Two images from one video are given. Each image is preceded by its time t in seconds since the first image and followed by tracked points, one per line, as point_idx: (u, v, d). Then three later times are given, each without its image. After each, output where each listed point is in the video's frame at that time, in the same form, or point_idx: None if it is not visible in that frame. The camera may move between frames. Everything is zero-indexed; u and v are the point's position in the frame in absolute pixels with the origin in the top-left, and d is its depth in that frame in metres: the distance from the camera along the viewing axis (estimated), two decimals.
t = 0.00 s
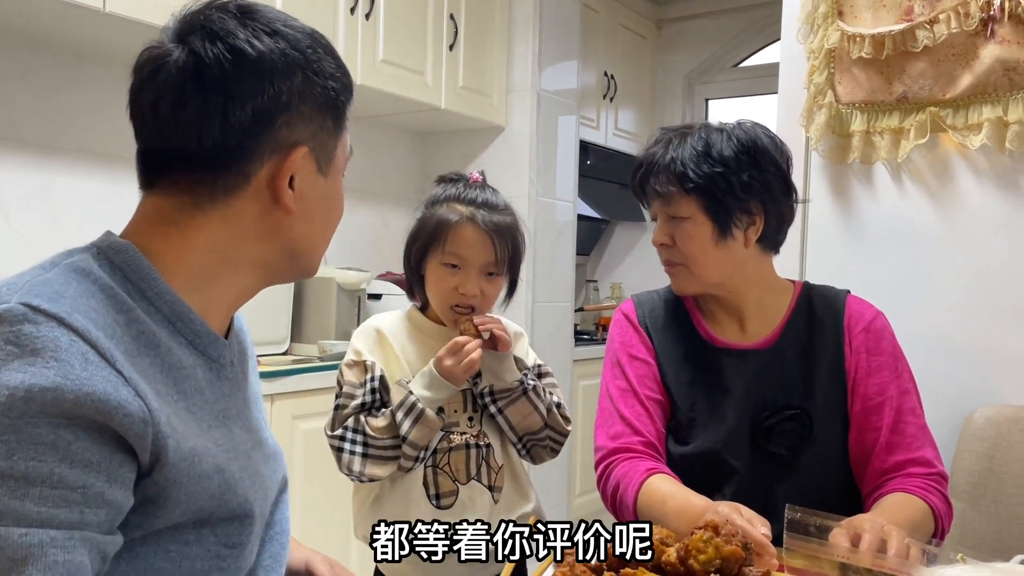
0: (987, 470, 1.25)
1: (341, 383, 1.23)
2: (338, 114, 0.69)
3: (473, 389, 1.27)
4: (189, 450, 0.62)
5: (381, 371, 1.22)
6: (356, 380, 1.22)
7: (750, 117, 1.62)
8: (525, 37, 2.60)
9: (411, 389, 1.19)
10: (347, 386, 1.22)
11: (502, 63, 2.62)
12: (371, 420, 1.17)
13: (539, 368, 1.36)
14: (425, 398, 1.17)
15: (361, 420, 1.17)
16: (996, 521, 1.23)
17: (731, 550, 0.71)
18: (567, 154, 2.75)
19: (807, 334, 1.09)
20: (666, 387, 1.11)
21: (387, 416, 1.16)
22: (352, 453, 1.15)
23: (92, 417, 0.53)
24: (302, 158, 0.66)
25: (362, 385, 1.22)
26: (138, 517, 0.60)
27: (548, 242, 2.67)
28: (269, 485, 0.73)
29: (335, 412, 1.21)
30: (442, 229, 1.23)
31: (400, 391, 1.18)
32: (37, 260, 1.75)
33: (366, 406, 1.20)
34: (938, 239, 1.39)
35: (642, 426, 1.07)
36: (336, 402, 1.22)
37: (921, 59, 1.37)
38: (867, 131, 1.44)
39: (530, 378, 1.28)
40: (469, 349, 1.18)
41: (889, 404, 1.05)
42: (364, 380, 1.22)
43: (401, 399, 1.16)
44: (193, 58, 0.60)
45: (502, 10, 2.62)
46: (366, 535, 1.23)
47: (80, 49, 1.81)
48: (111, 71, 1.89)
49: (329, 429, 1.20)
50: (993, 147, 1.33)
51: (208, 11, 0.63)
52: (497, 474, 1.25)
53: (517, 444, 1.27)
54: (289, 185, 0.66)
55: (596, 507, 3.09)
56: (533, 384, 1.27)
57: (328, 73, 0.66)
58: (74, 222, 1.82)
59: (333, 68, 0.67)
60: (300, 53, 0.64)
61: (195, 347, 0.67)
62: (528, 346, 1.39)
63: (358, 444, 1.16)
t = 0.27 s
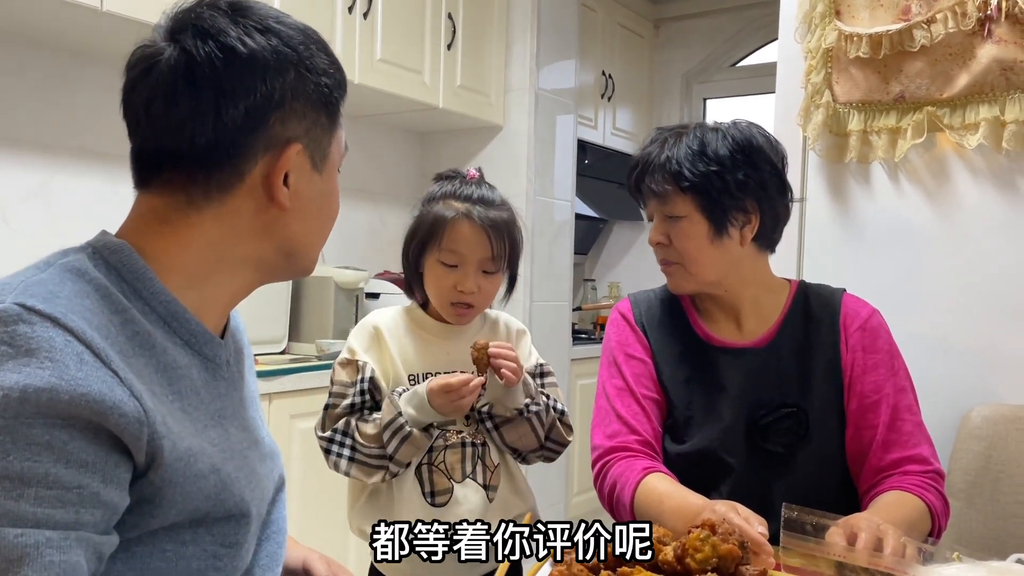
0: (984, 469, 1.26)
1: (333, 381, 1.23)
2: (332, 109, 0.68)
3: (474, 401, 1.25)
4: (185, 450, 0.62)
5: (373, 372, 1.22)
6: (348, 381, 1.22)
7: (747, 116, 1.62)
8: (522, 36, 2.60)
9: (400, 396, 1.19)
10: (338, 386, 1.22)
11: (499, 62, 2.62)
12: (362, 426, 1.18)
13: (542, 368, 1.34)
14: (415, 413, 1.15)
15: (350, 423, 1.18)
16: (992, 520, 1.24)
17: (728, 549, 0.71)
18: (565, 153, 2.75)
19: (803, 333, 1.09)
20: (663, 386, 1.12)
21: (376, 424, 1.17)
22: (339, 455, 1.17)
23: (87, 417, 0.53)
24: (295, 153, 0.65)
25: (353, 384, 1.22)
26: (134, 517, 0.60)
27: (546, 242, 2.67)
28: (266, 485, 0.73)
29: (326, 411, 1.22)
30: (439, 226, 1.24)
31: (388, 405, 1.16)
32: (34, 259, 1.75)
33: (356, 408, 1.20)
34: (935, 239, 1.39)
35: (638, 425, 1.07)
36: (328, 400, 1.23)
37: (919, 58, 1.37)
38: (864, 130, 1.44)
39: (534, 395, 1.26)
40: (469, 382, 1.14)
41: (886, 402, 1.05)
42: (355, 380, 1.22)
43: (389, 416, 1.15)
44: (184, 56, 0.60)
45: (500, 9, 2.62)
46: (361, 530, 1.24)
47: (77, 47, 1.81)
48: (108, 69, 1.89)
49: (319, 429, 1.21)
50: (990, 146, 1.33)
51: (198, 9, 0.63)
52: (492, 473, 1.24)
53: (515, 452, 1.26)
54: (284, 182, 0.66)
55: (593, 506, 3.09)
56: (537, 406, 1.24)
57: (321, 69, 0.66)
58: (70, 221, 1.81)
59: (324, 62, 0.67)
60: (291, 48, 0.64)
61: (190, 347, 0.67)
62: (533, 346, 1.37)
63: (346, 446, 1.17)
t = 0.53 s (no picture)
0: (982, 467, 1.26)
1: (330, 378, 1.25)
2: (332, 108, 0.68)
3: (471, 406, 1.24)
4: (184, 449, 0.62)
5: (367, 370, 1.23)
6: (345, 377, 1.23)
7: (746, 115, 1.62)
8: (521, 35, 2.60)
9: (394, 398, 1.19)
10: (335, 382, 1.23)
11: (498, 60, 2.62)
12: (357, 426, 1.18)
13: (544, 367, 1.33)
14: (405, 420, 1.15)
15: (345, 422, 1.19)
16: (990, 519, 1.24)
17: (727, 548, 0.71)
18: (563, 152, 2.75)
19: (801, 331, 1.10)
20: (661, 384, 1.11)
21: (370, 425, 1.17)
22: (333, 452, 1.18)
23: (86, 415, 0.53)
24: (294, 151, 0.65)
25: (349, 382, 1.23)
26: (133, 516, 0.60)
27: (545, 240, 2.67)
28: (265, 484, 0.73)
29: (322, 408, 1.23)
30: (434, 223, 1.23)
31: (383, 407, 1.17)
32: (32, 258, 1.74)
33: (351, 406, 1.21)
34: (933, 238, 1.40)
35: (636, 424, 1.07)
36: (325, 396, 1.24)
37: (917, 58, 1.37)
38: (863, 129, 1.44)
39: (533, 405, 1.24)
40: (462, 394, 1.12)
41: (883, 400, 1.05)
42: (352, 377, 1.23)
43: (382, 417, 1.16)
44: (185, 55, 0.60)
45: (499, 8, 2.62)
46: (357, 526, 1.25)
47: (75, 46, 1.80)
48: (106, 68, 1.88)
49: (315, 426, 1.23)
50: (989, 146, 1.34)
51: (199, 7, 0.63)
52: (488, 472, 1.24)
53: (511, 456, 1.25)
54: (283, 181, 0.66)
55: (591, 505, 3.09)
56: (535, 418, 1.24)
57: (321, 68, 0.66)
58: (68, 220, 1.81)
59: (325, 61, 0.67)
60: (291, 47, 0.63)
61: (189, 346, 0.66)
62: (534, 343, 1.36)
63: (340, 444, 1.18)
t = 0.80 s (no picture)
0: (980, 467, 1.26)
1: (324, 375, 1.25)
2: (332, 109, 0.68)
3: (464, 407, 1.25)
4: (181, 449, 0.62)
5: (361, 368, 1.23)
6: (339, 376, 1.23)
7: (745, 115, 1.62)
8: (520, 34, 2.60)
9: (388, 399, 1.20)
10: (328, 380, 1.23)
11: (497, 60, 2.62)
12: (351, 425, 1.19)
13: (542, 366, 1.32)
14: (398, 421, 1.15)
15: (338, 420, 1.20)
16: (988, 518, 1.24)
17: (725, 546, 0.71)
18: (562, 152, 2.75)
19: (799, 331, 1.10)
20: (660, 384, 1.12)
21: (363, 424, 1.18)
22: (326, 449, 1.19)
23: (84, 416, 0.53)
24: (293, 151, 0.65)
25: (343, 380, 1.23)
26: (131, 515, 0.60)
27: (543, 240, 2.66)
28: (262, 484, 0.73)
29: (316, 405, 1.24)
30: (429, 222, 1.24)
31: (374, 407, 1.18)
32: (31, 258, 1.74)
33: (345, 404, 1.22)
34: (932, 236, 1.40)
35: (634, 423, 1.07)
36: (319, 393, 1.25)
37: (916, 58, 1.37)
38: (861, 129, 1.44)
39: (527, 408, 1.23)
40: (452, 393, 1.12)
41: (881, 399, 1.05)
42: (345, 375, 1.23)
43: (374, 417, 1.17)
44: (185, 54, 0.60)
45: (498, 8, 2.62)
46: (348, 522, 1.25)
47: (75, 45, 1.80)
48: (106, 67, 1.88)
49: (308, 423, 1.23)
50: (987, 146, 1.34)
51: (199, 7, 0.63)
52: (481, 472, 1.25)
53: (504, 456, 1.25)
54: (282, 181, 0.66)
55: (590, 504, 3.09)
56: (528, 420, 1.23)
57: (322, 69, 0.66)
58: (67, 219, 1.81)
59: (325, 61, 0.67)
60: (291, 47, 0.63)
61: (187, 346, 0.66)
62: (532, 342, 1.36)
63: (333, 442, 1.18)
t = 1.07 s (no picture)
0: (980, 466, 1.26)
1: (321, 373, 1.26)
2: (335, 109, 0.68)
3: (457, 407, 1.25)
4: (180, 449, 0.61)
5: (356, 367, 1.23)
6: (334, 374, 1.24)
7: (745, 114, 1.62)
8: (520, 33, 2.59)
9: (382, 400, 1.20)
10: (324, 377, 1.24)
11: (496, 59, 2.62)
12: (344, 424, 1.20)
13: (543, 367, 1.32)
14: (389, 424, 1.16)
15: (332, 419, 1.21)
16: (988, 518, 1.24)
17: (726, 546, 0.71)
18: (562, 151, 2.75)
19: (800, 330, 1.10)
20: (660, 383, 1.11)
21: (356, 425, 1.18)
22: (320, 448, 1.20)
23: (83, 415, 0.53)
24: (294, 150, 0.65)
25: (338, 377, 1.24)
26: (130, 515, 0.60)
27: (543, 239, 2.66)
28: (261, 484, 0.73)
29: (311, 402, 1.24)
30: (424, 215, 1.25)
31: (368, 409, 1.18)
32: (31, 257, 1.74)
33: (340, 402, 1.23)
34: (931, 236, 1.40)
35: (634, 423, 1.07)
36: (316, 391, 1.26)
37: (916, 57, 1.37)
38: (861, 128, 1.44)
39: (519, 416, 1.23)
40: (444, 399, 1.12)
41: (881, 399, 1.05)
42: (340, 373, 1.24)
43: (366, 420, 1.17)
44: (188, 52, 0.60)
45: (497, 8, 2.62)
46: (342, 519, 1.26)
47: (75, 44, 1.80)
48: (106, 67, 1.88)
49: (304, 421, 1.24)
50: (987, 145, 1.34)
51: (202, 6, 0.63)
52: (473, 472, 1.24)
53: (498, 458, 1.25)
54: (283, 181, 0.66)
55: (589, 504, 3.09)
56: (520, 426, 1.23)
57: (325, 70, 0.66)
58: (66, 219, 1.80)
59: (328, 61, 0.67)
60: (295, 47, 0.63)
61: (187, 346, 0.66)
62: (532, 342, 1.35)
63: (327, 441, 1.20)
